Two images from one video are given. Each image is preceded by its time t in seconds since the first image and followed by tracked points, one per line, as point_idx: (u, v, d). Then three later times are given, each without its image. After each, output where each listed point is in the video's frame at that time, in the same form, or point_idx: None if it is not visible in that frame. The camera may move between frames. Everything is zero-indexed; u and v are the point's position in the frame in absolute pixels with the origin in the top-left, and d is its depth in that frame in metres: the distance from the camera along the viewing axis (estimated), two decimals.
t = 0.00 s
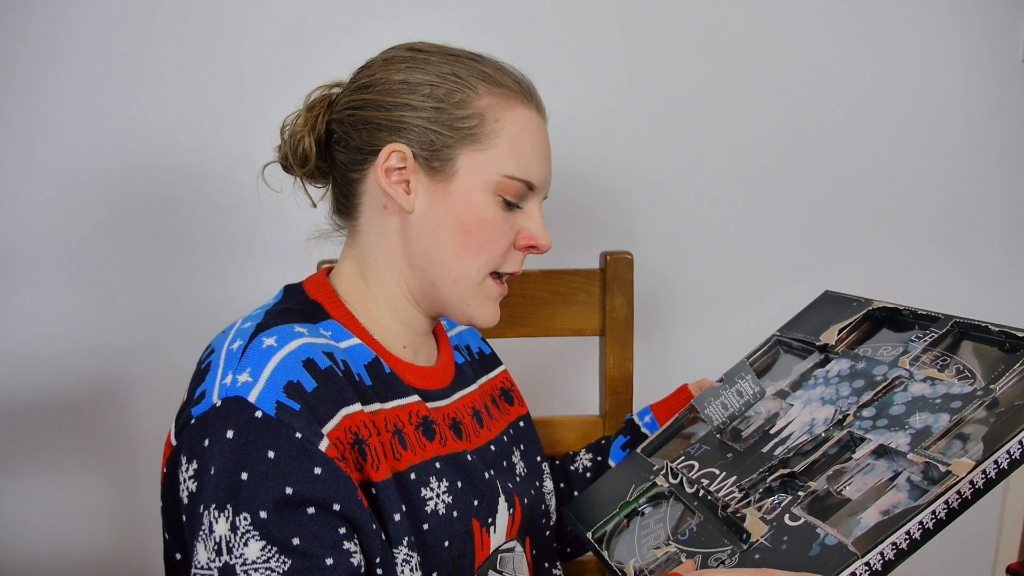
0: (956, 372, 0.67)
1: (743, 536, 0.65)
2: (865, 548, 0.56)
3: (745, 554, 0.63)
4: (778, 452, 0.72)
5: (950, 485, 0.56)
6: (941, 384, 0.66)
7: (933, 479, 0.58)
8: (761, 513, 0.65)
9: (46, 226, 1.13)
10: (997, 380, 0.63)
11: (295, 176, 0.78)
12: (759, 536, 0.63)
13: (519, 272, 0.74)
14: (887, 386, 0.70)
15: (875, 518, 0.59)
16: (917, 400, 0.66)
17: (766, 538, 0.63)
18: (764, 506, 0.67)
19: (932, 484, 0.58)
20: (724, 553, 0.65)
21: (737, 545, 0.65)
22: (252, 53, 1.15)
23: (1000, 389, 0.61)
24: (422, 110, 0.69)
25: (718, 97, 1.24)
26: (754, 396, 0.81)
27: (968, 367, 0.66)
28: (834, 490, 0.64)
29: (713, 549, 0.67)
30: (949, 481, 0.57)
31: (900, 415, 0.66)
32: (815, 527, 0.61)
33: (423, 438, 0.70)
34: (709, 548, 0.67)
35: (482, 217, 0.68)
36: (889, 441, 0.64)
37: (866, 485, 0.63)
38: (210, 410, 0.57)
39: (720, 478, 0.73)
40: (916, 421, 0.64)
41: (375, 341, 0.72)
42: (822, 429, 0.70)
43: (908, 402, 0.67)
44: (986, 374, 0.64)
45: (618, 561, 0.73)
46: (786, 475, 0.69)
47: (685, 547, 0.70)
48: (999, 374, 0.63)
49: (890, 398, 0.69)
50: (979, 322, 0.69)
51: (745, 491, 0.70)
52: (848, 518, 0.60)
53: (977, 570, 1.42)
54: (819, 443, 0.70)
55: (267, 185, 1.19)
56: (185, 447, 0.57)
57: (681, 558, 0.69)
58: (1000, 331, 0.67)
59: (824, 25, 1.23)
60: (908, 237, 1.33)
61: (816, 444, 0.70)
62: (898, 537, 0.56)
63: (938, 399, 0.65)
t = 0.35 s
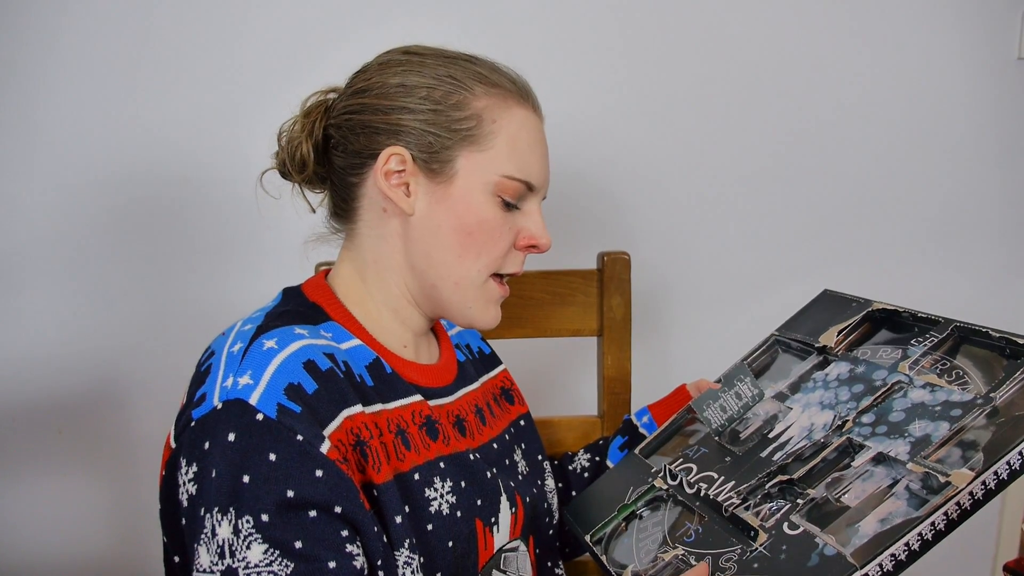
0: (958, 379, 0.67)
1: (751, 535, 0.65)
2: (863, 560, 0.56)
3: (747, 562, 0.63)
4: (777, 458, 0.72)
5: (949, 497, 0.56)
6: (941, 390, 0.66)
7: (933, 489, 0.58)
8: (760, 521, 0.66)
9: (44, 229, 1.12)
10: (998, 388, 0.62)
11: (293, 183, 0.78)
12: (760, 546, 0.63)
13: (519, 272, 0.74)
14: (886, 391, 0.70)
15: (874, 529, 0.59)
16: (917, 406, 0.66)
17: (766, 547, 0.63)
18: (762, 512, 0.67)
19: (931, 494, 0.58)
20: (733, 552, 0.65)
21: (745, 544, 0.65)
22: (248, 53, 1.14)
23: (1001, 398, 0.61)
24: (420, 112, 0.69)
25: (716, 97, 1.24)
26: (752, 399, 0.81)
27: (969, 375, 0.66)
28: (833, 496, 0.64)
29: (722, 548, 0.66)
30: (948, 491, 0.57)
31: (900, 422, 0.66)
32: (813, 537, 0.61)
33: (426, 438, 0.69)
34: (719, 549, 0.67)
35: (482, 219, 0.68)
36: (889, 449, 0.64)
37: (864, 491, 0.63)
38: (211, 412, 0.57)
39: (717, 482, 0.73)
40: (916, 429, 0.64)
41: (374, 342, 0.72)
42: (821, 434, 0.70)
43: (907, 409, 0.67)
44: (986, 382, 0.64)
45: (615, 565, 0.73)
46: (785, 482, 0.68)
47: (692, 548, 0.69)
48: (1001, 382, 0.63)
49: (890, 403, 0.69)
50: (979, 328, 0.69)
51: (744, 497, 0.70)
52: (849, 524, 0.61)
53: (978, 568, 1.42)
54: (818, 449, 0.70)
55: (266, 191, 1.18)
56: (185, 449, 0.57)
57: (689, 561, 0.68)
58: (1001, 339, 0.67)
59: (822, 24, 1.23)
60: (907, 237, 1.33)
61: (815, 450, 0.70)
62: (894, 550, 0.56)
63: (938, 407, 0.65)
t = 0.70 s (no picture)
0: (960, 389, 0.66)
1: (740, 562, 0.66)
2: None
3: None
4: (776, 468, 0.72)
5: (947, 515, 0.56)
6: (941, 401, 0.66)
7: (932, 505, 0.58)
8: (759, 536, 0.66)
9: (44, 232, 1.12)
10: (998, 400, 0.62)
11: (296, 180, 0.78)
12: (756, 564, 0.64)
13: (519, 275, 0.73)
14: (886, 399, 0.70)
15: (871, 544, 0.59)
16: (916, 417, 0.66)
17: (763, 565, 0.64)
18: (760, 527, 0.67)
19: (929, 511, 0.58)
20: None
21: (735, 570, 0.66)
22: (247, 53, 1.14)
23: (1000, 411, 0.61)
24: (420, 115, 0.69)
25: (716, 97, 1.24)
26: (751, 403, 0.81)
27: (970, 384, 0.66)
28: (830, 510, 0.65)
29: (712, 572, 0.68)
30: (945, 510, 0.57)
31: (899, 433, 0.66)
32: (810, 554, 0.61)
33: (428, 439, 0.69)
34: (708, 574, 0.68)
35: (482, 223, 0.68)
36: (888, 463, 0.64)
37: (862, 505, 0.63)
38: (214, 414, 0.57)
39: (716, 493, 0.74)
40: (915, 441, 0.64)
41: (376, 343, 0.72)
42: (821, 444, 0.71)
43: (907, 420, 0.67)
44: (988, 390, 0.64)
45: None
46: (783, 493, 0.69)
47: (684, 567, 0.71)
48: (1002, 392, 0.63)
49: (890, 412, 0.69)
50: (982, 335, 0.69)
51: (743, 509, 0.71)
52: (846, 539, 0.61)
53: (980, 568, 1.42)
54: (817, 459, 0.70)
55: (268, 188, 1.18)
56: (188, 452, 0.57)
57: None
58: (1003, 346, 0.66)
59: (820, 24, 1.23)
60: (907, 237, 1.33)
61: (814, 461, 0.70)
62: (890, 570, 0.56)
63: (938, 418, 0.64)
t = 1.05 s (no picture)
0: (949, 390, 0.66)
1: None
2: None
3: None
4: (762, 476, 0.73)
5: (924, 531, 0.56)
6: (926, 406, 0.66)
7: (910, 517, 0.58)
8: (743, 552, 0.67)
9: (44, 234, 1.12)
10: (982, 405, 0.62)
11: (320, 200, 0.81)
12: None
13: (501, 270, 0.70)
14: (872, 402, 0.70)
15: (851, 559, 0.59)
16: (901, 423, 0.66)
17: None
18: (744, 539, 0.68)
19: (908, 525, 0.58)
20: None
21: None
22: (246, 54, 1.14)
23: (984, 417, 0.61)
24: (397, 110, 0.71)
25: (715, 97, 1.24)
26: (740, 405, 0.82)
27: (958, 386, 0.66)
28: (813, 521, 0.65)
29: None
30: (922, 526, 0.57)
31: (883, 441, 0.66)
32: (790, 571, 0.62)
33: (425, 442, 0.69)
34: None
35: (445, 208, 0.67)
36: (870, 473, 0.64)
37: (845, 515, 0.63)
38: (212, 418, 0.57)
39: (703, 502, 0.74)
40: (898, 450, 0.64)
41: (375, 346, 0.72)
42: (806, 451, 0.71)
43: (892, 426, 0.67)
44: (977, 391, 0.63)
45: None
46: (767, 505, 0.70)
47: None
48: (989, 394, 0.62)
49: (876, 418, 0.69)
50: (970, 330, 0.68)
51: (728, 521, 0.71)
52: (826, 552, 0.61)
53: (980, 567, 1.42)
54: (801, 466, 0.70)
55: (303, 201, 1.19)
56: (187, 456, 0.57)
57: None
58: (992, 342, 0.66)
59: (820, 24, 1.23)
60: (906, 237, 1.33)
61: (798, 468, 0.70)
62: None
63: (921, 425, 0.64)
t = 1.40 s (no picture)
0: (911, 348, 0.65)
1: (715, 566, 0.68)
2: None
3: None
4: (740, 456, 0.72)
5: (897, 498, 0.56)
6: (890, 366, 0.65)
7: (884, 486, 0.58)
8: (728, 536, 0.67)
9: (46, 236, 1.13)
10: (944, 360, 0.61)
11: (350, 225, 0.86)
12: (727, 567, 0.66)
13: (471, 262, 0.69)
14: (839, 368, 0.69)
15: (831, 534, 0.60)
16: (868, 388, 0.65)
17: (733, 569, 0.65)
18: (728, 524, 0.68)
19: (882, 494, 0.58)
20: None
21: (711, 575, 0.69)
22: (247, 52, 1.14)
23: (945, 372, 0.60)
24: (400, 105, 0.74)
25: (714, 97, 1.24)
26: (715, 383, 0.81)
27: (920, 340, 0.65)
28: (794, 497, 0.64)
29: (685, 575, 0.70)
30: (895, 494, 0.57)
31: (852, 409, 0.65)
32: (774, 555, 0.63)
33: (425, 443, 0.70)
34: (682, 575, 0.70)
35: (417, 189, 0.68)
36: (843, 445, 0.64)
37: (825, 488, 0.62)
38: (214, 416, 0.57)
39: (687, 487, 0.74)
40: (867, 417, 0.64)
41: (373, 345, 0.72)
42: (780, 427, 0.70)
43: (860, 392, 0.66)
44: (938, 345, 0.63)
45: None
46: (749, 485, 0.69)
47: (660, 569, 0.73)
48: (949, 348, 0.62)
49: (844, 385, 0.68)
50: (927, 282, 0.67)
51: (711, 505, 0.71)
52: (807, 530, 0.61)
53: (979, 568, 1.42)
54: (778, 443, 0.69)
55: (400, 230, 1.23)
56: (189, 453, 0.57)
57: None
58: (948, 293, 0.65)
59: (818, 24, 1.23)
60: (905, 237, 1.33)
61: (775, 446, 0.69)
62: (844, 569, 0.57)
63: (887, 387, 0.64)
